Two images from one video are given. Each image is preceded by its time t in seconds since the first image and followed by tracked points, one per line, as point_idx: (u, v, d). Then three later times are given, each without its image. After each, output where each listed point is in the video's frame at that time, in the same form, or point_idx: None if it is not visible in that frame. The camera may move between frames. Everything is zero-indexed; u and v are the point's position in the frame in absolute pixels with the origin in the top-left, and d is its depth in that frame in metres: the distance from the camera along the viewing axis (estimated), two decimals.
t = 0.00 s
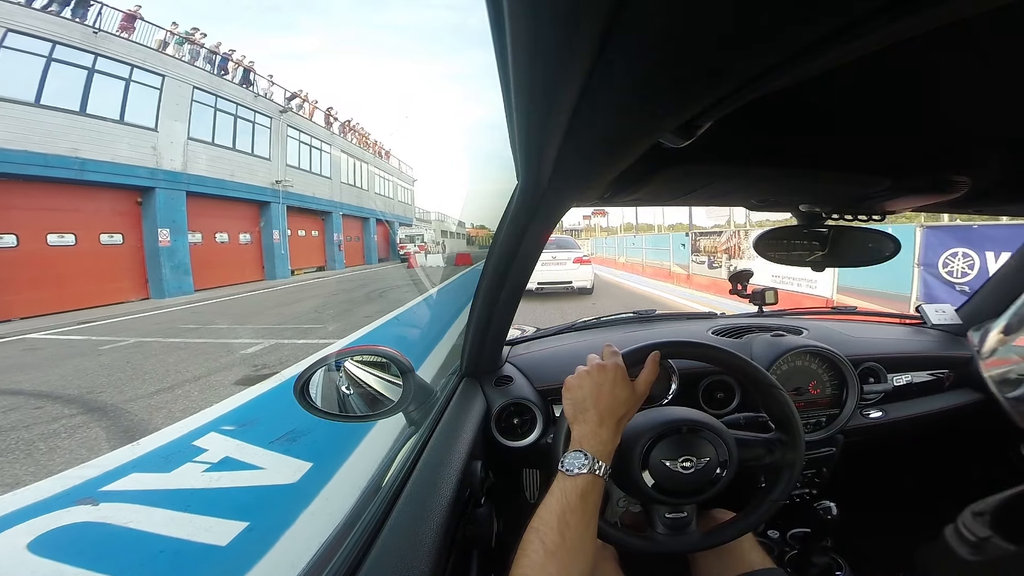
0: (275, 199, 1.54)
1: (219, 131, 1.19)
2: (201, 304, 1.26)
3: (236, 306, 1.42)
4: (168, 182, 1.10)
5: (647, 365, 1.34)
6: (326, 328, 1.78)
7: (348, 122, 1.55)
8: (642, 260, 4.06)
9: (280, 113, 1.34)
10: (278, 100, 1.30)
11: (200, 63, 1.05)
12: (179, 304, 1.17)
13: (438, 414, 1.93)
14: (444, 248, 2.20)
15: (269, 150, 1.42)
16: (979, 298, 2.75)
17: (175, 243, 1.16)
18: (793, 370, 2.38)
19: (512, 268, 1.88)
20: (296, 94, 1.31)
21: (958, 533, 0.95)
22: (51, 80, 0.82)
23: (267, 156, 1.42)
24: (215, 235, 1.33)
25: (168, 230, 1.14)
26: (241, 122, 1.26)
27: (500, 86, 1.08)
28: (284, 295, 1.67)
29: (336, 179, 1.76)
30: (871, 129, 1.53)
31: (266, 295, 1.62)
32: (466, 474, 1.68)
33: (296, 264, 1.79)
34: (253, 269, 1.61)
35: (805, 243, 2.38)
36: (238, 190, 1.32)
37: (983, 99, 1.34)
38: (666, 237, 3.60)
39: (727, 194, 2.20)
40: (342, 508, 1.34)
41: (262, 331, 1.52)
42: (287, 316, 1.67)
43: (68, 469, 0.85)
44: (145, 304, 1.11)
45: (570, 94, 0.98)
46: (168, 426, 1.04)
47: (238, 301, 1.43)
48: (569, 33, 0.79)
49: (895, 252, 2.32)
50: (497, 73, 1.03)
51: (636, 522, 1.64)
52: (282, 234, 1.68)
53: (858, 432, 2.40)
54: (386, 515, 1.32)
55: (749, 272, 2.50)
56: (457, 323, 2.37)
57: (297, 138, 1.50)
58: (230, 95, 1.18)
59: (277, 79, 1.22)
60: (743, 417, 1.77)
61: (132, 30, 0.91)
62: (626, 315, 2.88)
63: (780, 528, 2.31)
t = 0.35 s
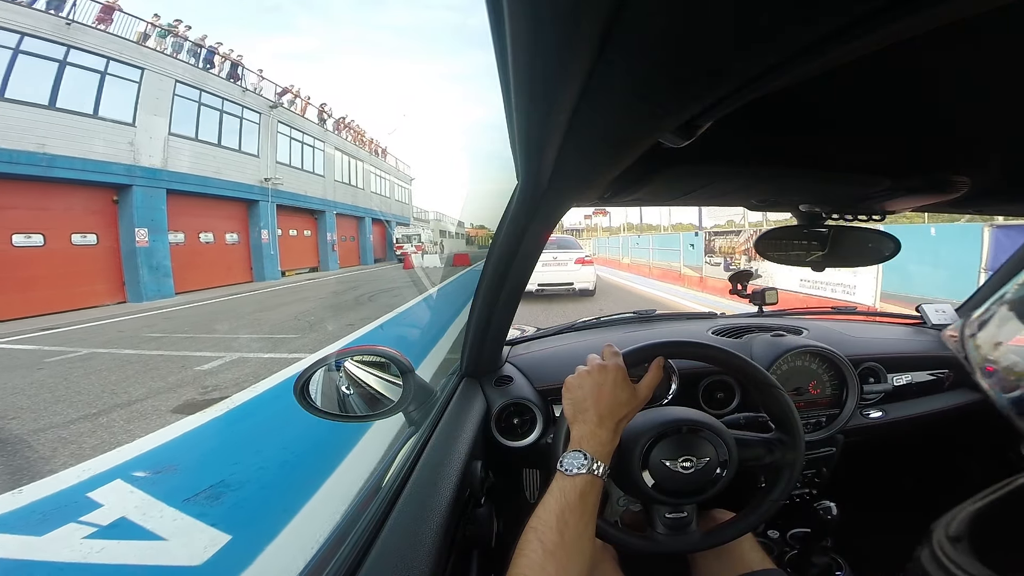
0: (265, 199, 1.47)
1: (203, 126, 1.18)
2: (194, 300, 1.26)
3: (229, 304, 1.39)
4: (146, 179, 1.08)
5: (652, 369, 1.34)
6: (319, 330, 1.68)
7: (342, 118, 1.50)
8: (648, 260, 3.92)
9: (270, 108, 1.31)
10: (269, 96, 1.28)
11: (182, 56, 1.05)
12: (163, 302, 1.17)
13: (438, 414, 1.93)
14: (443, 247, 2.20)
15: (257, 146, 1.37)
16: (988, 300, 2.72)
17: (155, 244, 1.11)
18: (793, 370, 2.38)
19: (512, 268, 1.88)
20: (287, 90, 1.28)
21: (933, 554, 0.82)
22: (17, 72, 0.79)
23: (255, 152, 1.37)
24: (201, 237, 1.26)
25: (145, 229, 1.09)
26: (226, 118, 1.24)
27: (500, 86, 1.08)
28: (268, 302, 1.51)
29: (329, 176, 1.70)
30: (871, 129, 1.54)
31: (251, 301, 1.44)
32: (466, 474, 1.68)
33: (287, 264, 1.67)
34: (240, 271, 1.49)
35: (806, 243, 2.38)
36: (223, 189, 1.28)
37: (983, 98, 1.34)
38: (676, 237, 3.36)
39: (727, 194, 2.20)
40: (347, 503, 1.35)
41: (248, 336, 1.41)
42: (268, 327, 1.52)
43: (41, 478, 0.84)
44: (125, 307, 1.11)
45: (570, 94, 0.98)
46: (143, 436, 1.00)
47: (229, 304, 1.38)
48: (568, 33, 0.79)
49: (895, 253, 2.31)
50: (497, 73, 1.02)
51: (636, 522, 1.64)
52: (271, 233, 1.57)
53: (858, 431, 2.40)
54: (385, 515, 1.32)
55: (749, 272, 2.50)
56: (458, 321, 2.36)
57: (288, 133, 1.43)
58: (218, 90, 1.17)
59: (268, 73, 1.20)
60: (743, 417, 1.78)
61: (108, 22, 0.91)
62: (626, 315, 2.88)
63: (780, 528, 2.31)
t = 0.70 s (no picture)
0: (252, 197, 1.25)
1: (188, 121, 1.03)
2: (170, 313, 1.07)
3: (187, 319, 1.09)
4: (123, 176, 0.94)
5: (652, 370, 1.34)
6: (314, 336, 1.47)
7: (338, 115, 1.40)
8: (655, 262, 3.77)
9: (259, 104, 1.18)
10: (258, 91, 1.16)
11: (167, 49, 0.94)
12: (142, 311, 1.00)
13: (438, 414, 1.93)
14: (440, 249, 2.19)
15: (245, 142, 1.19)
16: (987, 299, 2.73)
17: (129, 245, 0.97)
18: (793, 370, 2.38)
19: (512, 268, 1.88)
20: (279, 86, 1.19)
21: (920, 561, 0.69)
22: None
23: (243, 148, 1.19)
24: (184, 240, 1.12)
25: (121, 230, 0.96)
26: (217, 113, 1.10)
27: (500, 86, 1.08)
28: (248, 307, 1.24)
29: (323, 173, 1.52)
30: (870, 129, 1.54)
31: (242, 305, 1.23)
32: (466, 474, 1.68)
33: (278, 265, 1.39)
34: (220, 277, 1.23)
35: (806, 243, 2.37)
36: (206, 187, 1.12)
37: (982, 99, 1.34)
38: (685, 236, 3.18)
39: (728, 194, 2.19)
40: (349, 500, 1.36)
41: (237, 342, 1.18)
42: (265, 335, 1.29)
43: None
44: (102, 313, 0.94)
45: (570, 94, 0.98)
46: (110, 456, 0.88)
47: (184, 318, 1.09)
48: (568, 33, 0.79)
49: (895, 251, 2.33)
50: (498, 73, 1.02)
51: (637, 522, 1.65)
52: (262, 233, 1.33)
53: (858, 431, 2.39)
54: (386, 515, 1.32)
55: (749, 271, 2.50)
56: (458, 320, 2.37)
57: (279, 131, 1.28)
58: (203, 83, 1.04)
59: (258, 66, 1.10)
60: (743, 417, 1.78)
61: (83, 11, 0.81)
62: (626, 315, 2.88)
63: (780, 528, 2.31)
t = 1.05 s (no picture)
0: (243, 196, 1.23)
1: (171, 117, 1.02)
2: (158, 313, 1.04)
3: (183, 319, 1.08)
4: (102, 174, 0.92)
5: (653, 371, 1.35)
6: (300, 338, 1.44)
7: (333, 113, 1.36)
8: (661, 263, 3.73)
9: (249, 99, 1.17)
10: (249, 86, 1.14)
11: (150, 44, 0.92)
12: (118, 313, 0.96)
13: (438, 414, 1.93)
14: (438, 249, 2.17)
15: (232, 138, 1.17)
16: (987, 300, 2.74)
17: (108, 245, 0.96)
18: (793, 370, 2.38)
19: (512, 268, 1.88)
20: (269, 82, 1.15)
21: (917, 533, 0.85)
22: None
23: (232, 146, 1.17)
24: (171, 237, 1.11)
25: (95, 229, 0.94)
26: (205, 109, 1.09)
27: (500, 86, 1.08)
28: (239, 310, 1.22)
29: (318, 172, 1.53)
30: (870, 129, 1.54)
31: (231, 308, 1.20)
32: (466, 474, 1.68)
33: (269, 266, 1.35)
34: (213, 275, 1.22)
35: (805, 243, 2.38)
36: (191, 185, 1.09)
37: (982, 99, 1.34)
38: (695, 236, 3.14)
39: (727, 194, 2.19)
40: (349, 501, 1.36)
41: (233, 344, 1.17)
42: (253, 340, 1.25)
43: None
44: (76, 315, 0.92)
45: (570, 94, 0.98)
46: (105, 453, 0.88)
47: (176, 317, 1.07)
48: (568, 33, 0.79)
49: (895, 251, 2.34)
50: (497, 72, 1.02)
51: (636, 522, 1.64)
52: (252, 233, 1.27)
53: (859, 431, 2.39)
54: (385, 515, 1.32)
55: (749, 272, 2.50)
56: (458, 320, 2.38)
57: (272, 128, 1.27)
58: (189, 78, 1.03)
59: (248, 62, 1.08)
60: (743, 417, 1.78)
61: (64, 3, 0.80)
62: (626, 315, 2.88)
63: (780, 528, 2.31)
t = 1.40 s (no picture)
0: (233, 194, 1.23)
1: (155, 113, 1.01)
2: (148, 312, 1.06)
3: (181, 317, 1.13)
4: (79, 170, 0.90)
5: (653, 371, 1.34)
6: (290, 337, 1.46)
7: (327, 110, 1.33)
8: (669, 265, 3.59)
9: (240, 95, 1.17)
10: (240, 81, 1.14)
11: (133, 36, 0.90)
12: (98, 315, 0.96)
13: (438, 414, 1.93)
14: (438, 248, 2.17)
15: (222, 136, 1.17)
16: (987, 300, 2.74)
17: (86, 244, 0.94)
18: (793, 370, 2.38)
19: (512, 267, 1.88)
20: (262, 78, 1.14)
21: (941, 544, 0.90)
22: None
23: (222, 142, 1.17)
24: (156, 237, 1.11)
25: (71, 228, 0.91)
26: (187, 103, 1.09)
27: (500, 86, 1.08)
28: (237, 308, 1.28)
29: (312, 171, 1.51)
30: (870, 129, 1.54)
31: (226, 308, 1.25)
32: (466, 474, 1.68)
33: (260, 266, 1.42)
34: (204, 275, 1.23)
35: (806, 243, 2.38)
36: (177, 182, 1.10)
37: (982, 99, 1.34)
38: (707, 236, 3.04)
39: (727, 194, 2.19)
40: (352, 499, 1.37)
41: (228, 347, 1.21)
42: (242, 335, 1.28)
43: None
44: (53, 317, 0.87)
45: (570, 93, 0.98)
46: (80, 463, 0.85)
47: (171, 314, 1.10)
48: (568, 33, 0.79)
49: (895, 252, 2.34)
50: (497, 72, 1.02)
51: (636, 521, 1.64)
52: (241, 232, 1.30)
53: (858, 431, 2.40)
54: (385, 515, 1.32)
55: (749, 272, 2.50)
56: (458, 318, 2.37)
57: (262, 124, 1.27)
58: (176, 73, 1.02)
59: (239, 58, 1.06)
60: (743, 417, 1.78)
61: None
62: (626, 315, 2.88)
63: (780, 528, 2.32)
